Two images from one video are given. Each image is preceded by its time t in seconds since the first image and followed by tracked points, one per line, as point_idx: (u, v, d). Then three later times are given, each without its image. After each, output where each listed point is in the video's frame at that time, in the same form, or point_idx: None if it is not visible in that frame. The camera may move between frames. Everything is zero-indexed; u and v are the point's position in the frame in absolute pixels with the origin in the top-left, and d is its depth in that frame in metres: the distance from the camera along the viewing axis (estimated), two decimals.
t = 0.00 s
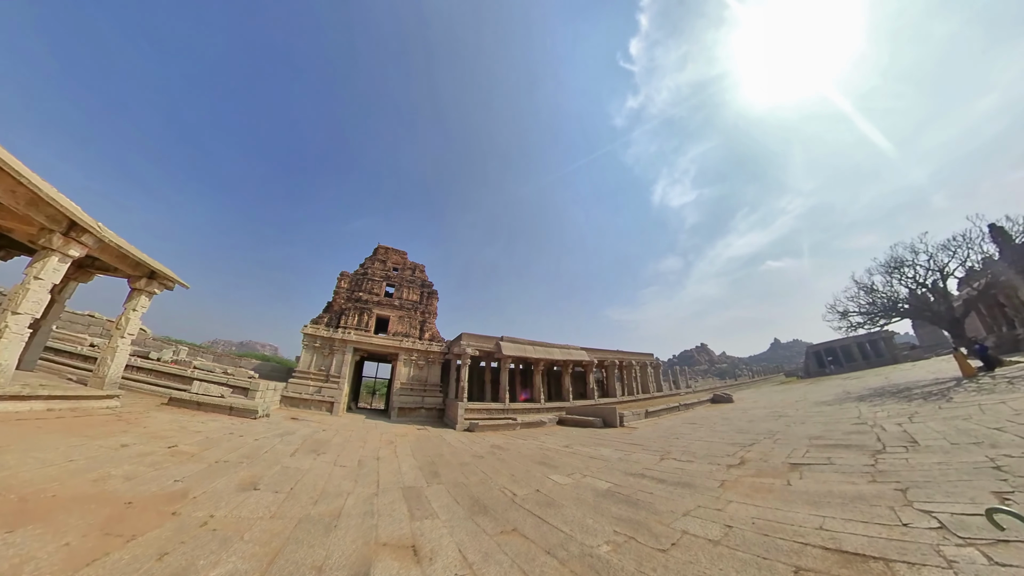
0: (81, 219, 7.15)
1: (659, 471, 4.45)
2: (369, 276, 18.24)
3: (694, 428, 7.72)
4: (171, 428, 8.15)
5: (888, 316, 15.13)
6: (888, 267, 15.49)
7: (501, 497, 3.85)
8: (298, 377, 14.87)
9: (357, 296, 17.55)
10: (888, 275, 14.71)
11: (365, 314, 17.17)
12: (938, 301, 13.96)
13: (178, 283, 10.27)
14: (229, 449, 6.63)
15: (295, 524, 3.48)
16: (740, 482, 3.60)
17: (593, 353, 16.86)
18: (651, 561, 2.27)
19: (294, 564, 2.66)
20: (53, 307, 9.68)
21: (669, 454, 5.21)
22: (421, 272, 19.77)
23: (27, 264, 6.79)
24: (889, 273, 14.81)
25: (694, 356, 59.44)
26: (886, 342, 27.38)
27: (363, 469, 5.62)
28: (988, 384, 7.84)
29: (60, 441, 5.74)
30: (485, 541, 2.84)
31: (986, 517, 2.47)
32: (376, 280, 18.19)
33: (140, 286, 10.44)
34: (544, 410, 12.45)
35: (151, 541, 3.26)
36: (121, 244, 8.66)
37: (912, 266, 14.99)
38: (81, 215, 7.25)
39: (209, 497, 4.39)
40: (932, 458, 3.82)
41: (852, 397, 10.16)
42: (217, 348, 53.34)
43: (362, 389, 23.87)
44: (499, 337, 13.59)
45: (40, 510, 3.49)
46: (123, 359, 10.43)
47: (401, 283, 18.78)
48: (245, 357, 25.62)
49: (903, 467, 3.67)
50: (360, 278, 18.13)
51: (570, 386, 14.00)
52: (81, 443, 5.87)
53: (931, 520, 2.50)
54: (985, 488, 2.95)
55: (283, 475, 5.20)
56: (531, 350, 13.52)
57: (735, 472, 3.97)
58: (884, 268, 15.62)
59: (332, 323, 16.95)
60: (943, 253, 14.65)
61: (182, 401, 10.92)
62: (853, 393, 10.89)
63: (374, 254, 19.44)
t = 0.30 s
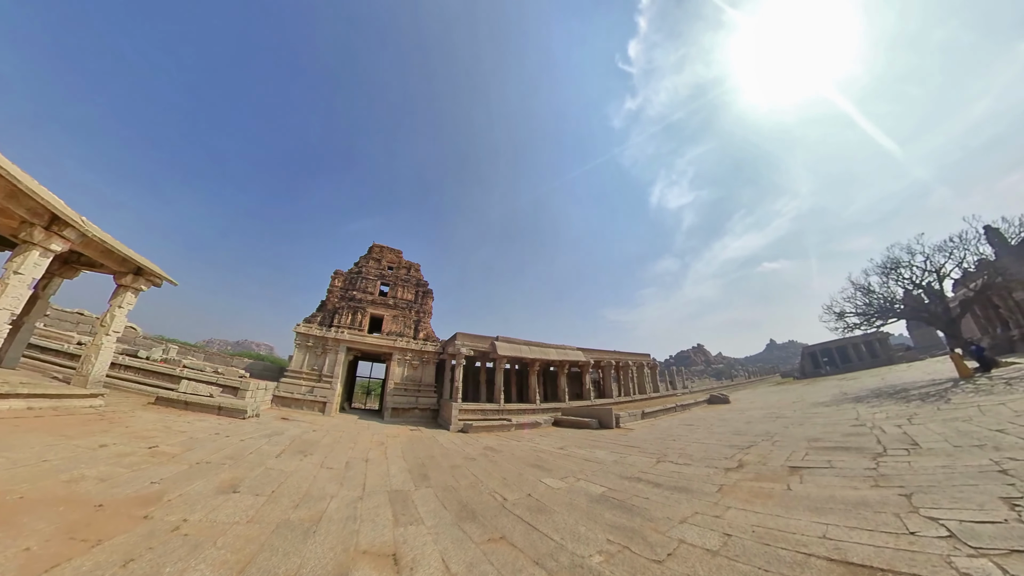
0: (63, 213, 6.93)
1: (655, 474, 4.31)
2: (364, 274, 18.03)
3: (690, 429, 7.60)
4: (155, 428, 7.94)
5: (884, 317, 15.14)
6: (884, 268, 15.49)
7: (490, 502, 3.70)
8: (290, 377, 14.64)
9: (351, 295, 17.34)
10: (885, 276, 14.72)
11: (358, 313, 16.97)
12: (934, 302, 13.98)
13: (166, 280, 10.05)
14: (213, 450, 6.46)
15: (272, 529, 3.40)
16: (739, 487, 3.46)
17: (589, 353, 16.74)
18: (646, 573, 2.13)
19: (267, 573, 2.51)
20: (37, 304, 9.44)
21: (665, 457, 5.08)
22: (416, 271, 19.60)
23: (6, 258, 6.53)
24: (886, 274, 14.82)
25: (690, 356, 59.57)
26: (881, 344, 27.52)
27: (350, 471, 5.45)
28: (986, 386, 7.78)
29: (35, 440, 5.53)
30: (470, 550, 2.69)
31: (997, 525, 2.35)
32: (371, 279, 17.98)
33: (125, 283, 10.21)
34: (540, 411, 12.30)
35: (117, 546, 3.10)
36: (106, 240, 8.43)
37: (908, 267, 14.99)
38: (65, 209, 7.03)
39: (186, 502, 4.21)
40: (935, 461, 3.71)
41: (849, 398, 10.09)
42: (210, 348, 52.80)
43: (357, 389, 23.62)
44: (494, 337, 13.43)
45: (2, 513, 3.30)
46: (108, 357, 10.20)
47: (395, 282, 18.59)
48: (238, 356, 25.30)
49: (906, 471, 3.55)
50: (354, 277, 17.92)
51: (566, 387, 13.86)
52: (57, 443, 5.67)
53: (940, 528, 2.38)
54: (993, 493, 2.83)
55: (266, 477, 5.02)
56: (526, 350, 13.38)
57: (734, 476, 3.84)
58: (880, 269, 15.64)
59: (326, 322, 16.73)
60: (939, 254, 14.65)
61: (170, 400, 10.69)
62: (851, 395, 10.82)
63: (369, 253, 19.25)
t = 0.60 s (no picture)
0: (47, 205, 6.72)
1: (650, 476, 4.20)
2: (358, 272, 17.85)
3: (687, 430, 7.50)
4: (139, 427, 7.74)
5: (881, 317, 15.16)
6: (880, 268, 15.49)
7: (479, 505, 3.57)
8: (283, 376, 14.44)
9: (345, 293, 17.14)
10: (881, 277, 14.73)
11: (353, 312, 16.79)
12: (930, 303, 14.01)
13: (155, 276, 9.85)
14: (197, 450, 6.30)
15: (250, 535, 3.25)
16: (736, 490, 3.35)
17: (585, 353, 16.63)
18: None
19: None
20: (22, 299, 9.17)
21: (661, 458, 4.97)
22: (411, 269, 19.42)
23: None
24: (882, 275, 14.84)
25: (687, 357, 59.59)
26: (876, 345, 27.64)
27: (338, 472, 5.30)
28: (982, 386, 7.74)
29: (10, 438, 5.35)
30: (455, 555, 2.56)
31: (1006, 530, 2.25)
32: (365, 277, 17.80)
33: (113, 279, 9.99)
34: (535, 411, 12.17)
35: (84, 547, 2.94)
36: (93, 234, 8.23)
37: (904, 268, 15.00)
38: (48, 201, 6.82)
39: (163, 502, 4.04)
40: (936, 463, 3.62)
41: (845, 398, 10.04)
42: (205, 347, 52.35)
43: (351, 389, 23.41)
44: (490, 336, 13.30)
45: None
46: (94, 354, 9.97)
47: (390, 280, 18.41)
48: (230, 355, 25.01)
49: (907, 473, 3.46)
50: (348, 275, 17.73)
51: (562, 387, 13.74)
52: (34, 441, 5.48)
53: (946, 534, 2.27)
54: (998, 496, 2.73)
55: (250, 478, 4.86)
56: (522, 350, 13.25)
57: (731, 478, 3.73)
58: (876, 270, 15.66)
59: (319, 320, 16.54)
60: (935, 255, 14.65)
61: (157, 399, 10.47)
62: (848, 395, 10.76)
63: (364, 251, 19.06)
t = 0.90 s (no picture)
0: (32, 198, 6.54)
1: (646, 478, 4.11)
2: (353, 271, 17.69)
3: (683, 431, 7.43)
4: (126, 426, 7.58)
5: (877, 319, 15.17)
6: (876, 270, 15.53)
7: (470, 508, 3.47)
8: (276, 375, 14.26)
9: (340, 292, 16.98)
10: (877, 278, 14.76)
11: (347, 311, 16.64)
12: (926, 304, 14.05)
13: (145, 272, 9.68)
14: (184, 449, 6.15)
15: (231, 540, 3.12)
16: (734, 492, 3.26)
17: (582, 354, 16.55)
18: None
19: None
20: (8, 295, 8.89)
21: (657, 460, 4.88)
22: (407, 269, 19.28)
23: None
24: (878, 276, 14.87)
25: (684, 358, 59.69)
26: (871, 346, 27.77)
27: (327, 473, 5.18)
28: (978, 386, 7.72)
29: None
30: (443, 561, 2.46)
31: (1011, 534, 2.18)
32: (360, 276, 17.64)
33: (101, 275, 9.77)
34: (531, 412, 12.07)
35: (57, 549, 2.82)
36: (81, 228, 8.03)
37: (900, 269, 15.03)
38: (34, 194, 6.64)
39: (144, 503, 3.91)
40: (936, 465, 3.55)
41: (841, 399, 10.03)
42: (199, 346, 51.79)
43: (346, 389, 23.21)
44: (485, 336, 13.18)
45: None
46: (81, 352, 9.76)
47: (386, 279, 18.26)
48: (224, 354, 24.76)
49: (907, 474, 3.39)
50: (343, 274, 17.57)
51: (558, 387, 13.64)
52: (14, 440, 5.33)
53: (950, 539, 2.20)
54: (1000, 498, 2.67)
55: (236, 479, 4.74)
56: (518, 350, 13.14)
57: (728, 481, 3.65)
58: (872, 271, 15.69)
59: (313, 319, 16.36)
60: (931, 256, 14.69)
61: (147, 398, 10.27)
62: (844, 396, 10.75)
63: (359, 250, 18.90)
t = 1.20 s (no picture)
0: (18, 192, 6.39)
1: (641, 480, 4.04)
2: (348, 270, 17.54)
3: (680, 432, 7.37)
4: (113, 425, 7.42)
5: (873, 320, 15.19)
6: (872, 271, 15.57)
7: (461, 511, 3.37)
8: (269, 375, 14.10)
9: (335, 291, 16.84)
10: (873, 279, 14.78)
11: (342, 310, 16.49)
12: (921, 305, 14.08)
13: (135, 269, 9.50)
14: (171, 449, 6.01)
15: (212, 544, 3.01)
16: (731, 495, 3.19)
17: (578, 354, 16.48)
18: None
19: None
20: None
21: (653, 462, 4.80)
22: (403, 268, 19.15)
23: None
24: (874, 277, 14.89)
25: (680, 359, 59.79)
26: (866, 347, 27.89)
27: (316, 474, 5.07)
28: (975, 387, 7.70)
29: None
30: (429, 567, 2.37)
31: (1015, 539, 2.12)
32: (356, 275, 17.49)
33: (90, 272, 9.57)
34: (527, 413, 11.98)
35: (29, 552, 2.71)
36: (69, 224, 7.87)
37: (895, 271, 15.08)
38: (20, 188, 6.49)
39: (125, 504, 3.79)
40: (936, 466, 3.49)
41: (838, 400, 10.00)
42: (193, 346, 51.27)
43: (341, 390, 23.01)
44: (481, 336, 13.08)
45: None
46: (68, 350, 9.57)
47: (381, 279, 18.12)
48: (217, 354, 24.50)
49: (907, 477, 3.33)
50: (338, 273, 17.42)
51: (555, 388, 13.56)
52: None
53: (954, 544, 2.13)
54: (1002, 501, 2.61)
55: (223, 481, 4.62)
56: (514, 350, 13.06)
57: (725, 483, 3.57)
58: (867, 272, 15.72)
59: (308, 318, 16.20)
60: (926, 258, 14.74)
61: (136, 397, 10.10)
62: (840, 396, 10.73)
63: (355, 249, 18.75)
